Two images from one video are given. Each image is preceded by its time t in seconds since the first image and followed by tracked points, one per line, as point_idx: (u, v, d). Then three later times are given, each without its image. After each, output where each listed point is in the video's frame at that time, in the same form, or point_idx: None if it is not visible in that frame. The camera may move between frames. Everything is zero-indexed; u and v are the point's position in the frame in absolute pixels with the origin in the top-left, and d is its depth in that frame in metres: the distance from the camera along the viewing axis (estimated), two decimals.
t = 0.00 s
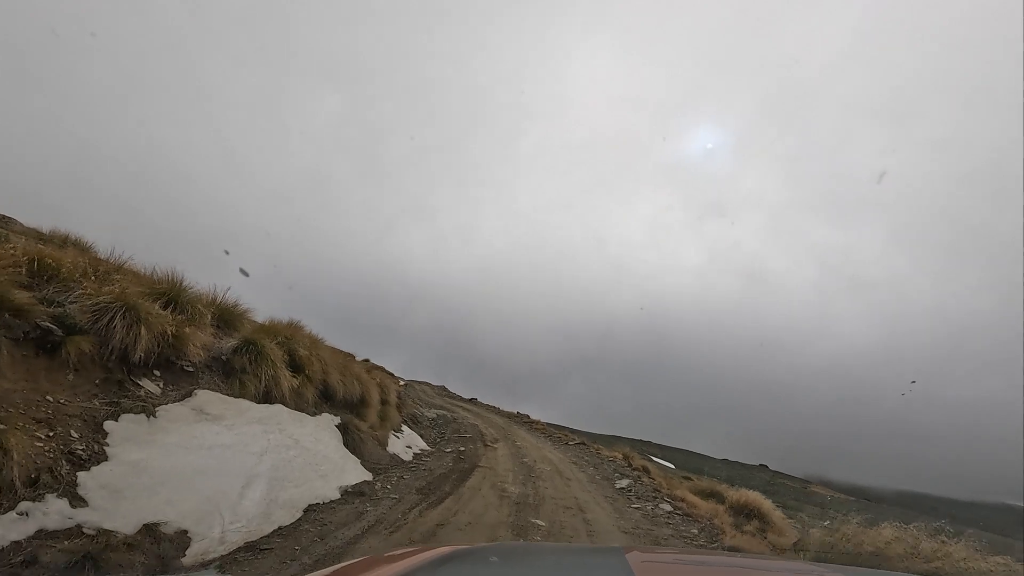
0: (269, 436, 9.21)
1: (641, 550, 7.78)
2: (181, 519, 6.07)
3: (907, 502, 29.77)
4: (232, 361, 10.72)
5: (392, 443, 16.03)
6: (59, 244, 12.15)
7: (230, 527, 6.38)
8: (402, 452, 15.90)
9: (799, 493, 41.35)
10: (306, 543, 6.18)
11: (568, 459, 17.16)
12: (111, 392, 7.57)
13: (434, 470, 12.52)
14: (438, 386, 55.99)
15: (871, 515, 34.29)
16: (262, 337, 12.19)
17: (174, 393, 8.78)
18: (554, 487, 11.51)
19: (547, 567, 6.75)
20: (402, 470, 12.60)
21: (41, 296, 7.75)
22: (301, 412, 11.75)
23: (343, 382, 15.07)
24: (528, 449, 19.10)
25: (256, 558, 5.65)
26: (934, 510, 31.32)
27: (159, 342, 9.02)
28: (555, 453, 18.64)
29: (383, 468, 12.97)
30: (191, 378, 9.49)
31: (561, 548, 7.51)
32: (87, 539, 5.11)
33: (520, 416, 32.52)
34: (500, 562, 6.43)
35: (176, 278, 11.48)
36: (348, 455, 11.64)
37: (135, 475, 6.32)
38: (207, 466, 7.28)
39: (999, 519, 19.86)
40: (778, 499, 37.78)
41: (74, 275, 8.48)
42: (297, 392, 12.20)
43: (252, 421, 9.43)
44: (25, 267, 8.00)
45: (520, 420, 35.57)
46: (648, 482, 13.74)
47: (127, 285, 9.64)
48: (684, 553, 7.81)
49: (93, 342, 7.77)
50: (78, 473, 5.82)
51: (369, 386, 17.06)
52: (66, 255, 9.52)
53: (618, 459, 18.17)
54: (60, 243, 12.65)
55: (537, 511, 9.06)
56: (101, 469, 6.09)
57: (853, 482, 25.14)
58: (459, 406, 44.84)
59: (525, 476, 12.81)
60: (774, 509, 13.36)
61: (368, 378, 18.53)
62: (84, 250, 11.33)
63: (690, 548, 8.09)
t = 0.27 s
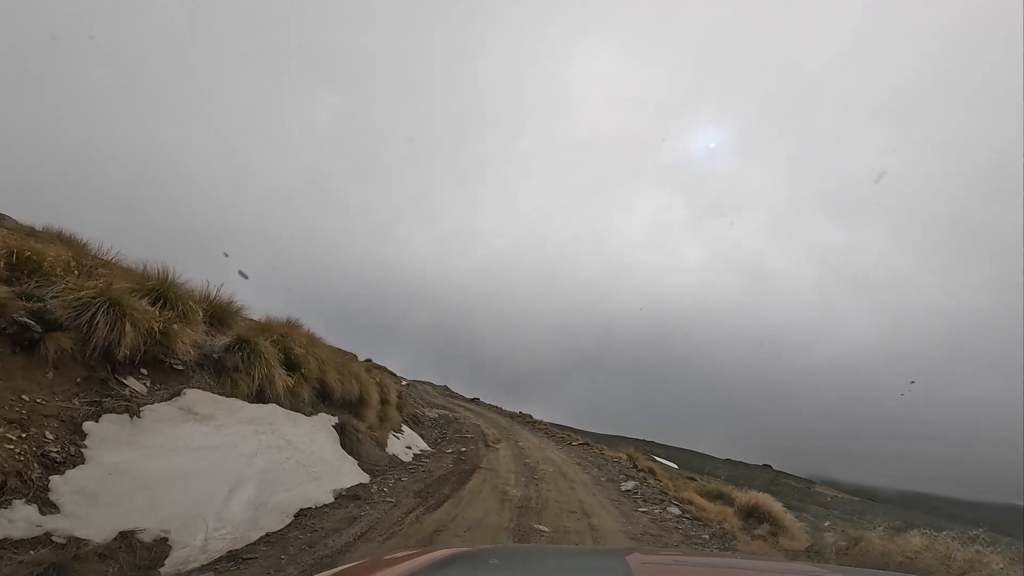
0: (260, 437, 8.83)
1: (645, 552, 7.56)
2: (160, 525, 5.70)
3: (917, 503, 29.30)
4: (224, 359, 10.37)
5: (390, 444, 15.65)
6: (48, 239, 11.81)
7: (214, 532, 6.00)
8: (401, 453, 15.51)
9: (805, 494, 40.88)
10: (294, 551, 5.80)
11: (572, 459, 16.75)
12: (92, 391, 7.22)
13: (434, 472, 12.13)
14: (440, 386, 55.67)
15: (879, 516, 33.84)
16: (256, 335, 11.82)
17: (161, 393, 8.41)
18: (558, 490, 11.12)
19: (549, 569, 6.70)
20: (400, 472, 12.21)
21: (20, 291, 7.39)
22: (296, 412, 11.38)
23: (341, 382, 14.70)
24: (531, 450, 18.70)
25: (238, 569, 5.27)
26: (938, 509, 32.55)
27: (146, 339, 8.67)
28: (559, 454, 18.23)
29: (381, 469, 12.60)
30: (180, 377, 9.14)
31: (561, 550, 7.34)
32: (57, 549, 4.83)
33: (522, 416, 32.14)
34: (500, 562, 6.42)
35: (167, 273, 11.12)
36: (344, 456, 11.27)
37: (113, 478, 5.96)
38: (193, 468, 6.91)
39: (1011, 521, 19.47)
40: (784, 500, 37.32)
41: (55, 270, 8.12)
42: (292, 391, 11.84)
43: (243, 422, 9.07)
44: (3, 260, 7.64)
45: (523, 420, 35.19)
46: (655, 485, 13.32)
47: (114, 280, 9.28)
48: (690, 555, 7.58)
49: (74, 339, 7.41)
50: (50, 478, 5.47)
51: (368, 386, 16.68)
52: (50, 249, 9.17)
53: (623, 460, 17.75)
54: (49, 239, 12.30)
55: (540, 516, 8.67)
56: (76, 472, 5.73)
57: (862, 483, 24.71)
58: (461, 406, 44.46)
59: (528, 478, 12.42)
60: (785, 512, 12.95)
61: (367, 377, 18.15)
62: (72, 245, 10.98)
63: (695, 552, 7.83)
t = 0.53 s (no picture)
0: (244, 441, 8.32)
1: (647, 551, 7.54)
2: (124, 542, 5.30)
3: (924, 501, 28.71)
4: (209, 360, 9.88)
5: (387, 447, 15.14)
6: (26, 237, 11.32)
7: (183, 547, 5.61)
8: (398, 456, 15.00)
9: (811, 493, 40.31)
10: (271, 567, 5.34)
11: (575, 462, 16.20)
12: (60, 394, 6.73)
13: (430, 476, 11.62)
14: (442, 387, 55.31)
15: (887, 514, 33.30)
16: (244, 335, 11.32)
17: (138, 396, 7.93)
18: (560, 495, 10.63)
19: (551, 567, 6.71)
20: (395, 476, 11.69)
21: None
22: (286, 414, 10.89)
23: (335, 383, 14.20)
24: (532, 452, 18.19)
25: None
26: (946, 508, 32.05)
27: (122, 339, 8.19)
28: (561, 456, 17.68)
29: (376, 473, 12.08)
30: (159, 379, 8.66)
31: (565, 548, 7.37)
32: None
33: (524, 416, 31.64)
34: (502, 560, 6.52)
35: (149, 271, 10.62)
36: (336, 461, 10.77)
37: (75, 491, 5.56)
38: (166, 476, 6.44)
39: None
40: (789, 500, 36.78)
41: (24, 265, 7.64)
42: (280, 393, 11.33)
43: (227, 425, 8.58)
44: None
45: (524, 421, 34.68)
46: (661, 488, 12.81)
47: (90, 277, 8.80)
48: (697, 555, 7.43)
49: (40, 339, 6.94)
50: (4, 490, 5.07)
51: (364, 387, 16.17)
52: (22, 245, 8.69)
53: (627, 462, 17.22)
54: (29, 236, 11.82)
55: (541, 524, 8.16)
56: (32, 485, 5.33)
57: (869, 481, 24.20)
58: (462, 407, 43.98)
59: (529, 482, 11.91)
60: (796, 515, 12.45)
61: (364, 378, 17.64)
62: (49, 242, 10.50)
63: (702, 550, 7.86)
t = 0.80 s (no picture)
0: (231, 442, 7.87)
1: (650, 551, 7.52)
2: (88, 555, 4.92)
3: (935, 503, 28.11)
4: (198, 356, 9.47)
5: (385, 447, 14.68)
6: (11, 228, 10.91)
7: (154, 560, 5.21)
8: (397, 456, 14.56)
9: (818, 495, 39.70)
10: None
11: (579, 464, 15.72)
12: (32, 391, 6.33)
13: (428, 478, 11.17)
14: (444, 386, 54.89)
15: (896, 517, 32.71)
16: (236, 330, 10.89)
17: (118, 393, 7.51)
18: (564, 499, 10.19)
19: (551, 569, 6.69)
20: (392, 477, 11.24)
21: None
22: (279, 413, 10.47)
23: (331, 381, 13.77)
24: (535, 452, 17.74)
25: None
26: (953, 510, 31.59)
27: (104, 334, 7.77)
28: (564, 457, 17.17)
29: (373, 475, 11.63)
30: (143, 376, 8.24)
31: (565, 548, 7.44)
32: None
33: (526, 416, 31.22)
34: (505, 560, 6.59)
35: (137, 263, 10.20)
36: (331, 462, 10.34)
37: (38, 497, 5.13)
38: (143, 479, 6.04)
39: None
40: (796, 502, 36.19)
41: None
42: (274, 391, 10.91)
43: (215, 425, 8.16)
44: None
45: (527, 421, 34.21)
46: (670, 491, 12.33)
47: (71, 269, 8.38)
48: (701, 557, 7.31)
49: (12, 333, 6.52)
50: None
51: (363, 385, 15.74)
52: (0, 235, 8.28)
53: (633, 464, 16.72)
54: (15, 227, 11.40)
55: (544, 531, 7.68)
56: None
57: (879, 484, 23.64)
58: (464, 406, 43.60)
59: (531, 485, 11.45)
60: (810, 522, 11.95)
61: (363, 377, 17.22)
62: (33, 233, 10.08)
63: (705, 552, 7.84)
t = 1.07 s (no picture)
0: (213, 445, 7.41)
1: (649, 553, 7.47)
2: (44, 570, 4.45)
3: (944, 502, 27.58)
4: (182, 355, 9.02)
5: (382, 449, 14.21)
6: None
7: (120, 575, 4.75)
8: (394, 458, 14.08)
9: (825, 494, 39.16)
10: None
11: (582, 465, 15.24)
12: None
13: (426, 481, 10.70)
14: (447, 386, 54.56)
15: (905, 516, 32.15)
16: (224, 328, 10.44)
17: (93, 393, 7.07)
18: (568, 503, 9.71)
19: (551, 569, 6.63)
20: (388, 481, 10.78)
21: None
22: (268, 414, 10.00)
23: (325, 381, 13.31)
24: (537, 453, 17.25)
25: None
26: (961, 508, 31.12)
27: (78, 331, 7.33)
28: (568, 458, 16.67)
29: (368, 478, 11.16)
30: (121, 376, 7.80)
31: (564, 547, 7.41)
32: None
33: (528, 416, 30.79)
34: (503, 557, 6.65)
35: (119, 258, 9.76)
36: (323, 465, 9.88)
37: None
38: (113, 487, 5.60)
39: None
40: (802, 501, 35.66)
41: None
42: (263, 392, 10.45)
43: (197, 427, 7.71)
44: None
45: (529, 421, 33.74)
46: (677, 494, 11.83)
47: (45, 263, 7.94)
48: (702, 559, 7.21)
49: None
50: None
51: (359, 385, 15.26)
52: None
53: (638, 465, 16.24)
54: None
55: (546, 540, 7.20)
56: None
57: (888, 482, 23.11)
58: (467, 406, 43.13)
59: (533, 489, 10.99)
60: (825, 526, 11.46)
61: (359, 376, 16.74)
62: (10, 227, 9.64)
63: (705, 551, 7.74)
